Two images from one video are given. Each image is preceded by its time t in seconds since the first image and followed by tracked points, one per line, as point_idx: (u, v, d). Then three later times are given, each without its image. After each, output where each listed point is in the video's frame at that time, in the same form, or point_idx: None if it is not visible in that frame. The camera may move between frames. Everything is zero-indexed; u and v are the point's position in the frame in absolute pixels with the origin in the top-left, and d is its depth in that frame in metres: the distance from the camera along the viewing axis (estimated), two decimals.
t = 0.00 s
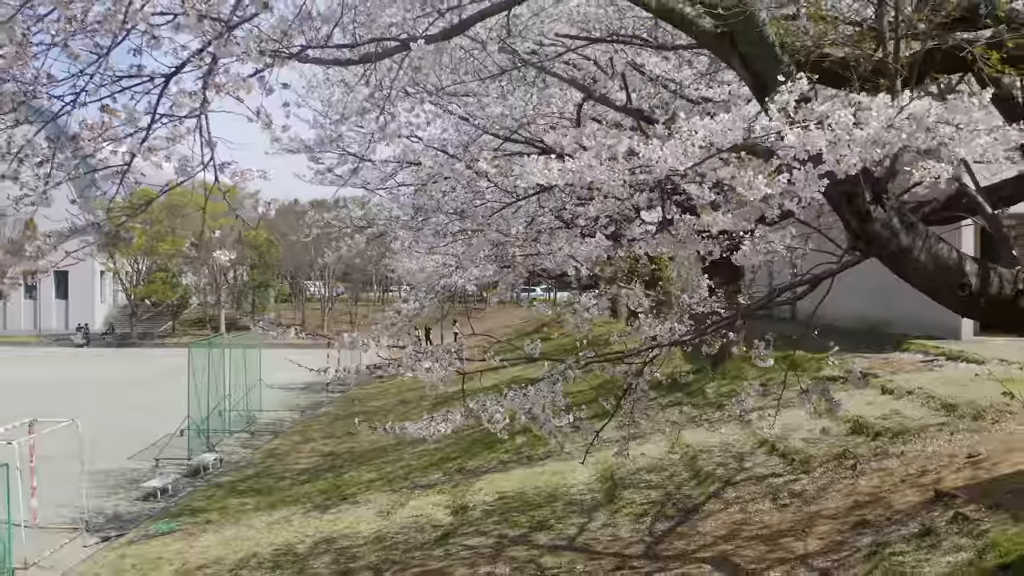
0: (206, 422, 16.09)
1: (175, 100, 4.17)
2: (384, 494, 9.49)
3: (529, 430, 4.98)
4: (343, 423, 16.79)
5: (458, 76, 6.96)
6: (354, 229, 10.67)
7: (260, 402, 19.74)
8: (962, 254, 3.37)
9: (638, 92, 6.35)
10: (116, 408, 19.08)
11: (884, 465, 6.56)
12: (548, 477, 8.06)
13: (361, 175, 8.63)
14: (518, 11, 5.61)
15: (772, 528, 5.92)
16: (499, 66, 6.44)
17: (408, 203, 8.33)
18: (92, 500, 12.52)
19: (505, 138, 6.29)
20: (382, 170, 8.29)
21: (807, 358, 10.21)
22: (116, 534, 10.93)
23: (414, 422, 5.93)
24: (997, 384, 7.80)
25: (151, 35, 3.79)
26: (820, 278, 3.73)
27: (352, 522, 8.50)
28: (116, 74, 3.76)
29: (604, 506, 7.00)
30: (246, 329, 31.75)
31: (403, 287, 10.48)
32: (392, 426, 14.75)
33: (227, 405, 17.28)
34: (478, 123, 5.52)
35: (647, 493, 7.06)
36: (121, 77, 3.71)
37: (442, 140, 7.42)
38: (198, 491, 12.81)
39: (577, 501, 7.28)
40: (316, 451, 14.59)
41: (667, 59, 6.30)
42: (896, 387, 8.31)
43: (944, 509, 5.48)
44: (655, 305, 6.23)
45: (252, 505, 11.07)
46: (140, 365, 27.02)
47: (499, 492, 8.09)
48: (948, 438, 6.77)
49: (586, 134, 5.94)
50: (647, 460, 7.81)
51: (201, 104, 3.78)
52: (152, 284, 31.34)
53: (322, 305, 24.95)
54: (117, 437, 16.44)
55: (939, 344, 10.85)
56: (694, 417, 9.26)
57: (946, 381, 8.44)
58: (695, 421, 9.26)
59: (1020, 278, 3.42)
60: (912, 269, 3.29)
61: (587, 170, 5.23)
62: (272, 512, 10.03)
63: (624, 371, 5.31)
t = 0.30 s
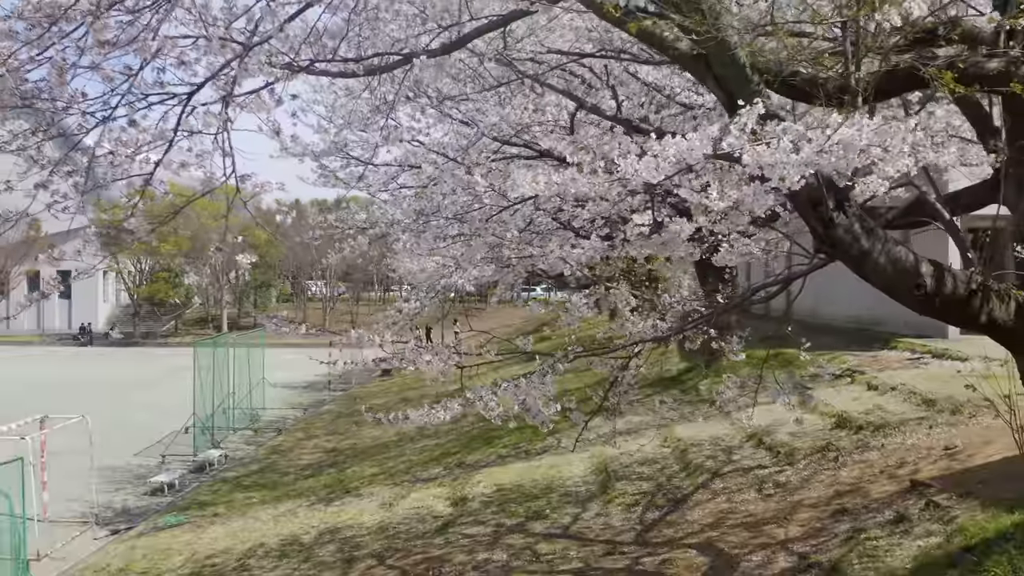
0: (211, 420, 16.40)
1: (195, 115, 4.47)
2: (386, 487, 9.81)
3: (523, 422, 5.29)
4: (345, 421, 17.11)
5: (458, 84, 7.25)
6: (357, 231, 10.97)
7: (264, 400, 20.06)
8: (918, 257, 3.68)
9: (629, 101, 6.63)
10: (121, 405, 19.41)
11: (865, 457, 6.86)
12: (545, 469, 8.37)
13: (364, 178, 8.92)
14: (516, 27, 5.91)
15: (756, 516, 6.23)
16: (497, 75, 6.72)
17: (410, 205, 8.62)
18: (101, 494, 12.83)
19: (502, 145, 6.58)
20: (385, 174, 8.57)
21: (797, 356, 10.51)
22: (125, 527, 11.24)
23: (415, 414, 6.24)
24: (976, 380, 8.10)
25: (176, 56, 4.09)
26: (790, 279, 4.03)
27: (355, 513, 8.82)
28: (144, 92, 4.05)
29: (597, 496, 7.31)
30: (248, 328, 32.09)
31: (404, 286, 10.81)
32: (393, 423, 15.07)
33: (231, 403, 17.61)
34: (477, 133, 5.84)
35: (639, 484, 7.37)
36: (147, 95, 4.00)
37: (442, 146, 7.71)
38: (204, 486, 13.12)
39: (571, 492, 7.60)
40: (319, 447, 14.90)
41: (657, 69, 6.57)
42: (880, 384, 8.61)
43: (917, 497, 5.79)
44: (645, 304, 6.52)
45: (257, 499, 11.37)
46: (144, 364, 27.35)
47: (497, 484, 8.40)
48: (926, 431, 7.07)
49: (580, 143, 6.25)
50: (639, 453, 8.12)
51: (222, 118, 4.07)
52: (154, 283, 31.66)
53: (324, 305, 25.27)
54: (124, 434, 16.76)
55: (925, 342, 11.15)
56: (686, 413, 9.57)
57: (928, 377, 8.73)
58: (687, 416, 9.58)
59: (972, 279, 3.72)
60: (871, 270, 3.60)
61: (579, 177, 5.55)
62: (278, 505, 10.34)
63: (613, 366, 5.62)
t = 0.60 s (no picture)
0: (215, 418, 16.70)
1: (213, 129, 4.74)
2: (388, 482, 10.10)
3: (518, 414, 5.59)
4: (348, 418, 17.43)
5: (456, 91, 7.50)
6: (359, 232, 11.27)
7: (267, 399, 20.38)
8: (882, 260, 3.97)
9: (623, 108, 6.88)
10: (128, 404, 19.74)
11: (848, 451, 7.15)
12: (542, 464, 8.67)
13: (366, 181, 9.19)
14: (512, 41, 6.20)
15: (742, 506, 6.52)
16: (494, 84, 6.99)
17: (411, 208, 8.90)
18: (109, 489, 13.13)
19: (499, 150, 6.86)
20: (387, 177, 8.86)
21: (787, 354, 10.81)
22: (133, 521, 11.54)
23: (415, 408, 6.53)
24: (958, 376, 8.38)
25: (196, 75, 4.36)
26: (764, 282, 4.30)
27: (358, 506, 9.12)
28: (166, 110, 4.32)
29: (591, 489, 7.61)
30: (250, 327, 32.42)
31: (404, 287, 11.11)
32: (395, 421, 15.39)
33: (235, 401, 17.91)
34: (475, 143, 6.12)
35: (631, 477, 7.66)
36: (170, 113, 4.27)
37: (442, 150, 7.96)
38: (210, 482, 13.43)
39: (567, 485, 7.89)
40: (322, 444, 15.21)
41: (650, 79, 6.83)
42: (867, 382, 8.89)
43: (894, 488, 6.07)
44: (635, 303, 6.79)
45: (262, 494, 11.68)
46: (146, 362, 27.66)
47: (495, 478, 8.70)
48: (907, 426, 7.35)
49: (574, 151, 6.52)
50: (633, 448, 8.41)
51: (238, 132, 4.36)
52: (157, 283, 31.98)
53: (325, 305, 25.59)
54: (130, 432, 17.06)
55: (914, 340, 11.41)
56: (679, 409, 9.86)
57: (914, 374, 9.01)
58: (680, 413, 9.87)
59: (933, 281, 4.01)
60: (838, 272, 3.89)
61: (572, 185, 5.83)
62: (283, 499, 10.64)
63: (602, 363, 5.91)
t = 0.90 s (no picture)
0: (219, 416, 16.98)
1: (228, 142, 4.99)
2: (389, 477, 10.38)
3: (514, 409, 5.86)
4: (349, 417, 17.71)
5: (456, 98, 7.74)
6: (361, 234, 11.55)
7: (269, 398, 20.67)
8: (854, 263, 4.23)
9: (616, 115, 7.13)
10: (133, 402, 20.03)
11: (833, 446, 7.41)
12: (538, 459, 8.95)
13: (368, 184, 9.45)
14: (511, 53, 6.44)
15: (729, 499, 6.79)
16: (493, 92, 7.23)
17: (412, 210, 9.16)
18: (117, 486, 13.40)
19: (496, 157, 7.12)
20: (388, 180, 9.12)
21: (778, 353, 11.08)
22: (141, 516, 11.81)
23: (416, 404, 6.80)
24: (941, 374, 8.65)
25: (213, 92, 4.61)
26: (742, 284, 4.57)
27: (361, 500, 9.40)
28: (185, 125, 4.57)
29: (586, 483, 7.88)
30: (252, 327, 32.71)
31: (405, 287, 11.39)
32: (396, 418, 15.67)
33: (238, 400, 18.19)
34: (474, 150, 6.37)
35: (624, 472, 7.93)
36: (189, 129, 4.52)
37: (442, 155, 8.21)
38: (215, 478, 13.70)
39: (562, 479, 8.17)
40: (325, 441, 15.50)
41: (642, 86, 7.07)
42: (854, 380, 9.15)
43: (874, 479, 6.35)
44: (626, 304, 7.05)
45: (266, 489, 11.95)
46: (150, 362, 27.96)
47: (494, 473, 8.97)
48: (891, 422, 7.62)
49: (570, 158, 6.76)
50: (627, 444, 8.68)
51: (252, 145, 4.62)
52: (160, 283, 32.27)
53: (326, 305, 25.86)
54: (136, 429, 17.35)
55: (903, 339, 11.69)
56: (672, 406, 10.14)
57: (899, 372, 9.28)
58: (673, 410, 10.15)
59: (902, 284, 4.27)
60: (812, 276, 4.15)
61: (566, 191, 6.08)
62: (287, 494, 10.91)
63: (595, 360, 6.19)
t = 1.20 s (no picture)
0: (223, 414, 17.24)
1: (239, 146, 5.30)
2: (391, 472, 10.65)
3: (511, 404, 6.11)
4: (351, 415, 17.98)
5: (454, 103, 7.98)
6: (363, 236, 11.82)
7: (272, 396, 20.95)
8: (830, 265, 4.49)
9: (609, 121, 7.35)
10: (138, 401, 20.30)
11: (820, 441, 7.67)
12: (536, 454, 9.21)
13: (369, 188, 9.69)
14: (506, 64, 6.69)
15: (719, 491, 7.04)
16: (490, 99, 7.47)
17: (411, 212, 9.42)
18: (123, 482, 13.66)
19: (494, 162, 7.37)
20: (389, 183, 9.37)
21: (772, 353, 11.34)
22: (147, 511, 12.07)
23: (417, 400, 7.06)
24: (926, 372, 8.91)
25: (225, 102, 4.90)
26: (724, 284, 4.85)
27: (363, 494, 9.67)
28: (201, 134, 4.87)
29: (582, 477, 8.14)
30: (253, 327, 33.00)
31: (406, 287, 11.65)
32: (397, 417, 15.94)
33: (242, 398, 18.47)
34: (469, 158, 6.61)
35: (619, 466, 8.20)
36: (204, 138, 4.83)
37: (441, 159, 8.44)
38: (219, 474, 13.96)
39: (559, 473, 8.43)
40: (327, 439, 15.77)
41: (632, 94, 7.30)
42: (843, 378, 9.42)
43: (858, 472, 6.61)
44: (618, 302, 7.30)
45: (270, 485, 12.22)
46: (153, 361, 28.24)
47: (492, 468, 9.23)
48: (876, 417, 7.87)
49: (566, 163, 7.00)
50: (621, 440, 8.94)
51: (262, 150, 4.90)
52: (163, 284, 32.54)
53: (327, 305, 26.12)
54: (141, 428, 17.62)
55: (893, 338, 11.94)
56: (666, 403, 10.40)
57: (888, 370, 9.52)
58: (667, 407, 10.41)
59: (875, 284, 4.53)
60: (790, 277, 4.41)
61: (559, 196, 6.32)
62: (291, 490, 11.19)
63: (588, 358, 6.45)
